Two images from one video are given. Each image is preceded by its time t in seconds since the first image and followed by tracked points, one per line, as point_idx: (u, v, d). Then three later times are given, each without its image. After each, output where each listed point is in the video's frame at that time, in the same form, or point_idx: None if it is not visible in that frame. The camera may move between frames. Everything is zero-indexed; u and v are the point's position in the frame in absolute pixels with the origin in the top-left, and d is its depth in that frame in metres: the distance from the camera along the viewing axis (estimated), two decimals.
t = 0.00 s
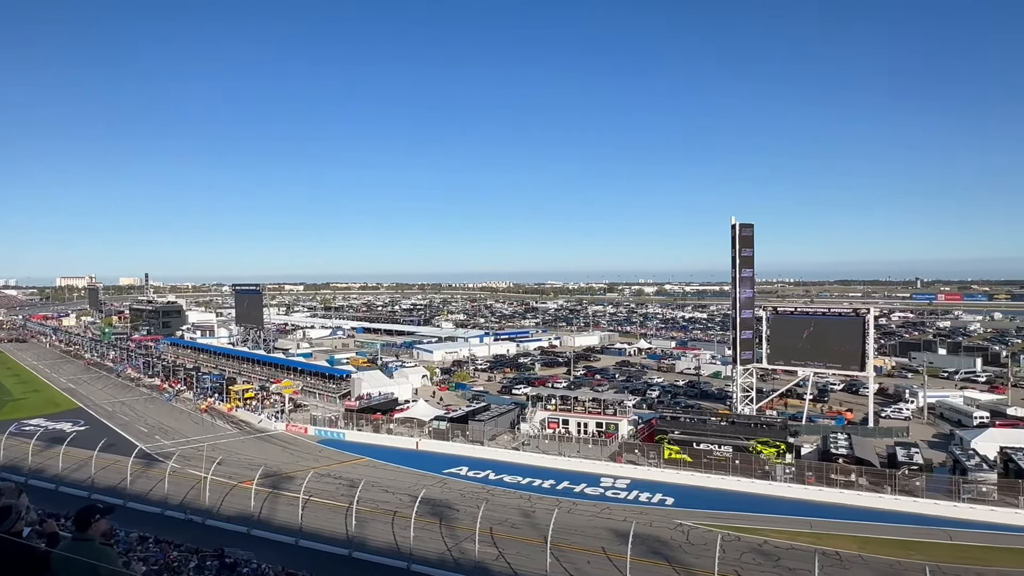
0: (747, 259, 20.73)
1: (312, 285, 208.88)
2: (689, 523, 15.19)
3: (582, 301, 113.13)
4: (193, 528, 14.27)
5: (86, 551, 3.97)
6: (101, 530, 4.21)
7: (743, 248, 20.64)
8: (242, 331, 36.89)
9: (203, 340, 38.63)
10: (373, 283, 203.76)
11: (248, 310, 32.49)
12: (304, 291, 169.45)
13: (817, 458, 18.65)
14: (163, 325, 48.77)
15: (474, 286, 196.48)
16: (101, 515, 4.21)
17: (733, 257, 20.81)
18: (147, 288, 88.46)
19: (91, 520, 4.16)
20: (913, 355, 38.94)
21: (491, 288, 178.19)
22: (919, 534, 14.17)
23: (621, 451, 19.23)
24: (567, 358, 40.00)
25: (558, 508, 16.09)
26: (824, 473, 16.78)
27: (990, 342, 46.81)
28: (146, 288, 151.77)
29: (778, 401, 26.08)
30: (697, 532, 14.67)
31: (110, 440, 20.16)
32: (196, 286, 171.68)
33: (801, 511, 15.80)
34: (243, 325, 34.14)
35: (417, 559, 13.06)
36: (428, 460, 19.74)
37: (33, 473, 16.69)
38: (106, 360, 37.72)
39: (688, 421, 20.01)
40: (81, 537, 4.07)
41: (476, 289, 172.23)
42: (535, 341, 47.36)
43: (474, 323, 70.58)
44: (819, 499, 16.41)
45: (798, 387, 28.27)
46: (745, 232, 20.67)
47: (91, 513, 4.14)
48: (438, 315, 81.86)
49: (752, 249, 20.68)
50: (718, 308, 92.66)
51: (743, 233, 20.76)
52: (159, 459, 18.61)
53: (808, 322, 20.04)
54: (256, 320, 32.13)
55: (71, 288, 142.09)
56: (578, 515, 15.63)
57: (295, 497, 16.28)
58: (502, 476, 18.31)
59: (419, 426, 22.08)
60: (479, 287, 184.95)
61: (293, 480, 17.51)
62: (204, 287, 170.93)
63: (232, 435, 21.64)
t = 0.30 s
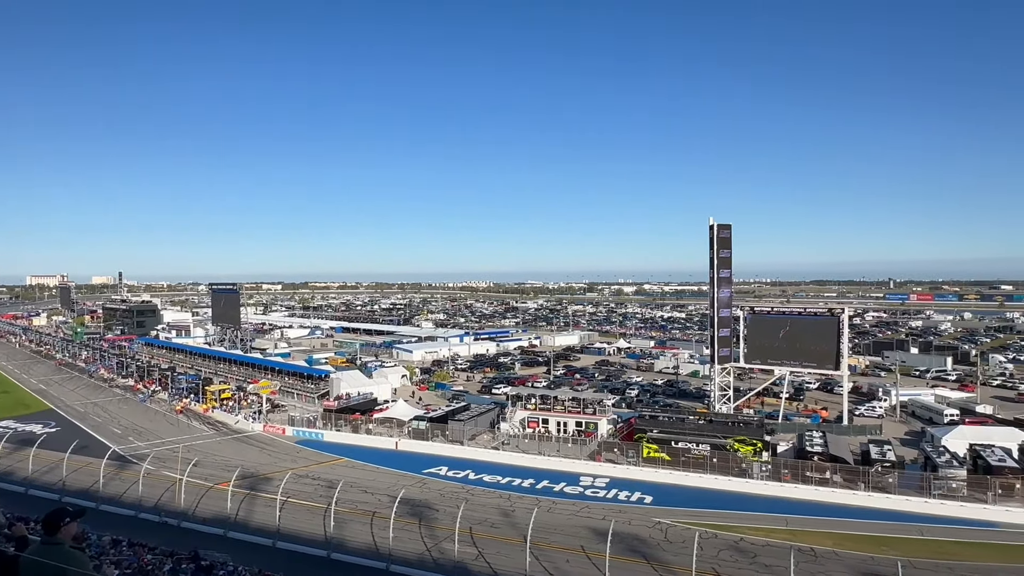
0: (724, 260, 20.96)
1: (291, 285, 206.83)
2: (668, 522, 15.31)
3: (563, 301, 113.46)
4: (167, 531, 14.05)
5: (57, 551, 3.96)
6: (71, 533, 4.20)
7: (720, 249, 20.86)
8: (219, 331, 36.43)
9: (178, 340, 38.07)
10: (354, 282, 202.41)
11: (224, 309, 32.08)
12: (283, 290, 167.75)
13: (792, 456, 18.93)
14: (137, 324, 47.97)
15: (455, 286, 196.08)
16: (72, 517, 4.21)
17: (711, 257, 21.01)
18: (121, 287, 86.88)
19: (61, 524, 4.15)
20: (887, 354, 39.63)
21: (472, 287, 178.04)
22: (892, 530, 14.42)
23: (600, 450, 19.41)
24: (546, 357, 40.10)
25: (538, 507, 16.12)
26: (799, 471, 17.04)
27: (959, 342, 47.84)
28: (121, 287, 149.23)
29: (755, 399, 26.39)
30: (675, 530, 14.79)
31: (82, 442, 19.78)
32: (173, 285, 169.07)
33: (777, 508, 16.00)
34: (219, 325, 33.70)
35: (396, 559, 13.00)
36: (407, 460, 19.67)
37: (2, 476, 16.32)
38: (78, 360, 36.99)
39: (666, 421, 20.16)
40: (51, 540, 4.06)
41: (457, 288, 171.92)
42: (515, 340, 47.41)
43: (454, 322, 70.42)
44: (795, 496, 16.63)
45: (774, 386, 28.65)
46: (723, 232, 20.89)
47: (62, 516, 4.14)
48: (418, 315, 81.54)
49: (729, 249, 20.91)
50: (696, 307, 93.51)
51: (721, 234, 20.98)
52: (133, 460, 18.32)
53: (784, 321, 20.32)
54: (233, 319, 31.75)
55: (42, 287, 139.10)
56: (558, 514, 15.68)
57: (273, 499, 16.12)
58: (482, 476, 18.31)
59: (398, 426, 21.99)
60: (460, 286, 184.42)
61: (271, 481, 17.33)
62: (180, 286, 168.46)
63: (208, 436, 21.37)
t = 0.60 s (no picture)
0: (707, 259, 21.13)
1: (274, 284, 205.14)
2: (651, 519, 15.40)
3: (547, 300, 113.66)
4: (147, 533, 13.89)
5: (30, 552, 3.96)
6: (45, 536, 4.19)
7: (703, 248, 21.03)
8: (200, 331, 36.09)
9: (158, 340, 37.65)
10: (338, 282, 201.11)
11: (205, 308, 31.78)
12: (267, 290, 166.14)
13: (773, 453, 19.15)
14: (116, 324, 47.35)
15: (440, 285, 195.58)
16: (45, 520, 4.19)
17: (694, 256, 21.17)
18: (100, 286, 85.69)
19: (34, 526, 4.13)
20: (866, 352, 40.19)
21: (456, 286, 177.71)
22: (871, 526, 14.63)
23: (584, 448, 19.49)
24: (530, 356, 40.19)
25: (522, 506, 16.15)
26: (780, 468, 17.23)
27: (935, 340, 48.60)
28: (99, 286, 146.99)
29: (737, 398, 26.65)
30: (658, 527, 14.90)
31: (59, 443, 19.50)
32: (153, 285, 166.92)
33: (758, 504, 16.17)
34: (200, 324, 33.39)
35: (379, 559, 12.95)
36: (391, 460, 19.61)
37: None
38: (55, 361, 36.47)
39: (649, 419, 20.29)
40: (24, 543, 4.04)
41: (441, 287, 171.54)
42: (499, 339, 47.46)
43: (438, 321, 70.32)
44: (776, 493, 16.81)
45: (756, 384, 28.95)
46: (705, 232, 21.06)
47: (35, 519, 4.12)
48: (402, 314, 81.33)
49: (712, 249, 21.09)
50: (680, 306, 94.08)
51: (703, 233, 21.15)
52: (112, 462, 18.07)
53: (766, 320, 20.53)
54: (214, 319, 31.46)
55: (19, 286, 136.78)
56: (542, 513, 15.71)
57: (255, 499, 15.99)
58: (465, 475, 18.29)
59: (382, 426, 21.93)
60: (445, 285, 184.04)
61: (253, 482, 17.20)
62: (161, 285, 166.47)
63: (189, 436, 21.17)
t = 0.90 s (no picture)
0: (695, 257, 21.23)
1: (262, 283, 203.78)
2: (639, 516, 15.47)
3: (536, 298, 113.76)
4: (133, 534, 13.76)
5: (12, 555, 3.93)
6: (27, 538, 4.14)
7: (691, 247, 21.12)
8: (186, 330, 35.83)
9: (144, 339, 37.34)
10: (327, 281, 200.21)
11: (191, 308, 31.55)
12: (255, 288, 164.98)
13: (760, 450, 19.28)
14: (101, 323, 46.89)
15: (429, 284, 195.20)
16: (27, 522, 4.14)
17: (683, 254, 21.25)
18: (85, 285, 84.81)
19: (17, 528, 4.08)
20: (852, 350, 40.58)
21: (445, 285, 177.47)
22: (856, 522, 14.77)
23: (572, 446, 19.54)
24: (519, 354, 40.26)
25: (511, 504, 16.16)
26: (767, 465, 17.36)
27: (919, 337, 49.16)
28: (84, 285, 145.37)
29: (725, 395, 26.82)
30: (646, 524, 14.96)
31: (43, 444, 19.30)
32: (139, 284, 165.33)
33: (745, 501, 16.29)
34: (186, 323, 33.13)
35: (368, 559, 12.92)
36: (379, 459, 19.56)
37: None
38: (39, 360, 36.07)
39: (637, 417, 20.40)
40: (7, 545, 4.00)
41: (430, 286, 171.21)
42: (488, 338, 47.47)
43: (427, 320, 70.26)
44: (763, 489, 16.94)
45: (743, 382, 29.16)
46: (693, 230, 21.15)
47: (17, 520, 4.07)
48: (391, 313, 81.17)
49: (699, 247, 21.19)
50: (668, 305, 94.60)
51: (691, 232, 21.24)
52: (97, 462, 17.91)
53: (753, 318, 20.67)
54: (200, 318, 31.24)
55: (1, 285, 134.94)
56: (530, 511, 15.73)
57: (242, 500, 15.89)
58: (454, 474, 18.28)
59: (370, 425, 21.88)
60: (434, 284, 183.74)
61: (240, 482, 17.10)
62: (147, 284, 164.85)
63: (175, 436, 21.02)
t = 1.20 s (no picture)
0: (688, 255, 21.28)
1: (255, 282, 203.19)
2: (633, 514, 15.51)
3: (531, 297, 113.79)
4: (126, 534, 13.70)
5: (2, 557, 3.90)
6: (18, 538, 4.07)
7: (684, 245, 21.17)
8: (178, 329, 35.70)
9: (136, 338, 37.16)
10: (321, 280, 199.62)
11: (184, 307, 31.42)
12: (248, 288, 164.29)
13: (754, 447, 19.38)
14: (93, 323, 46.67)
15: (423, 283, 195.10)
16: (17, 522, 4.09)
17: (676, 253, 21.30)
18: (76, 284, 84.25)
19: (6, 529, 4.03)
20: (844, 347, 40.79)
21: (439, 284, 177.24)
22: (848, 518, 14.86)
23: (566, 444, 19.64)
24: (513, 353, 40.27)
25: (505, 502, 16.17)
26: (760, 461, 17.45)
27: (911, 335, 49.44)
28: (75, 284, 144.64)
29: (718, 393, 26.93)
30: (640, 521, 15.00)
31: (34, 444, 19.19)
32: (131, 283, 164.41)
33: (739, 498, 16.34)
34: (179, 322, 32.99)
35: (362, 558, 12.90)
36: (373, 458, 19.54)
37: None
38: (30, 360, 35.87)
39: (631, 414, 20.48)
40: None
41: (424, 285, 171.01)
42: (482, 336, 47.47)
43: (421, 318, 70.27)
44: (757, 486, 17.00)
45: (736, 380, 29.28)
46: (687, 228, 21.20)
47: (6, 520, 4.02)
48: (386, 311, 81.09)
49: (693, 246, 21.25)
50: (661, 303, 94.65)
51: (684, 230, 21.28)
52: (89, 463, 17.83)
53: (746, 316, 20.74)
54: (193, 318, 31.12)
55: None
56: (525, 509, 15.76)
57: (235, 499, 15.84)
58: (449, 472, 18.28)
59: (364, 424, 21.86)
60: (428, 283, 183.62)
61: (233, 481, 17.05)
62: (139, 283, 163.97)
63: (168, 436, 20.94)
